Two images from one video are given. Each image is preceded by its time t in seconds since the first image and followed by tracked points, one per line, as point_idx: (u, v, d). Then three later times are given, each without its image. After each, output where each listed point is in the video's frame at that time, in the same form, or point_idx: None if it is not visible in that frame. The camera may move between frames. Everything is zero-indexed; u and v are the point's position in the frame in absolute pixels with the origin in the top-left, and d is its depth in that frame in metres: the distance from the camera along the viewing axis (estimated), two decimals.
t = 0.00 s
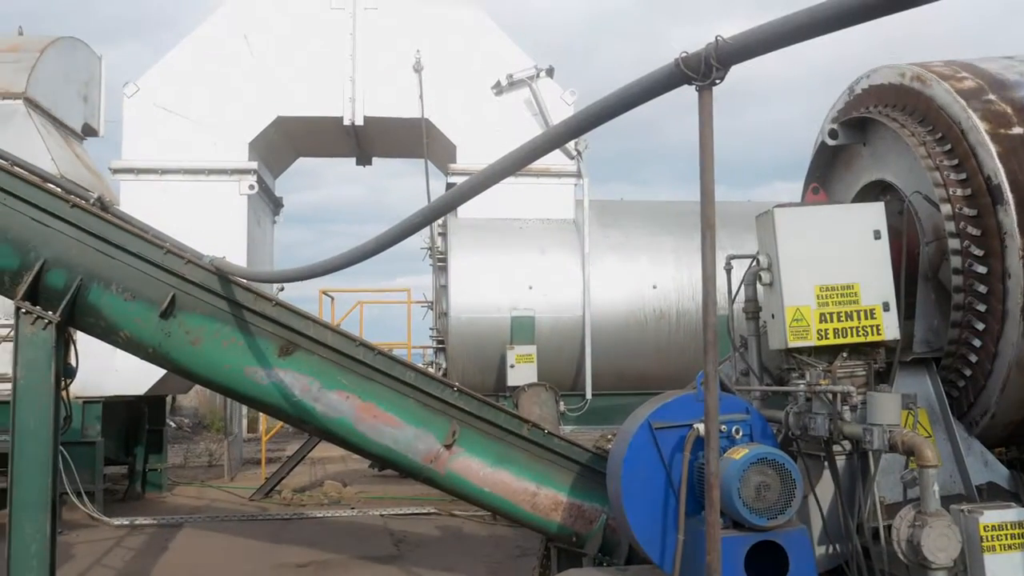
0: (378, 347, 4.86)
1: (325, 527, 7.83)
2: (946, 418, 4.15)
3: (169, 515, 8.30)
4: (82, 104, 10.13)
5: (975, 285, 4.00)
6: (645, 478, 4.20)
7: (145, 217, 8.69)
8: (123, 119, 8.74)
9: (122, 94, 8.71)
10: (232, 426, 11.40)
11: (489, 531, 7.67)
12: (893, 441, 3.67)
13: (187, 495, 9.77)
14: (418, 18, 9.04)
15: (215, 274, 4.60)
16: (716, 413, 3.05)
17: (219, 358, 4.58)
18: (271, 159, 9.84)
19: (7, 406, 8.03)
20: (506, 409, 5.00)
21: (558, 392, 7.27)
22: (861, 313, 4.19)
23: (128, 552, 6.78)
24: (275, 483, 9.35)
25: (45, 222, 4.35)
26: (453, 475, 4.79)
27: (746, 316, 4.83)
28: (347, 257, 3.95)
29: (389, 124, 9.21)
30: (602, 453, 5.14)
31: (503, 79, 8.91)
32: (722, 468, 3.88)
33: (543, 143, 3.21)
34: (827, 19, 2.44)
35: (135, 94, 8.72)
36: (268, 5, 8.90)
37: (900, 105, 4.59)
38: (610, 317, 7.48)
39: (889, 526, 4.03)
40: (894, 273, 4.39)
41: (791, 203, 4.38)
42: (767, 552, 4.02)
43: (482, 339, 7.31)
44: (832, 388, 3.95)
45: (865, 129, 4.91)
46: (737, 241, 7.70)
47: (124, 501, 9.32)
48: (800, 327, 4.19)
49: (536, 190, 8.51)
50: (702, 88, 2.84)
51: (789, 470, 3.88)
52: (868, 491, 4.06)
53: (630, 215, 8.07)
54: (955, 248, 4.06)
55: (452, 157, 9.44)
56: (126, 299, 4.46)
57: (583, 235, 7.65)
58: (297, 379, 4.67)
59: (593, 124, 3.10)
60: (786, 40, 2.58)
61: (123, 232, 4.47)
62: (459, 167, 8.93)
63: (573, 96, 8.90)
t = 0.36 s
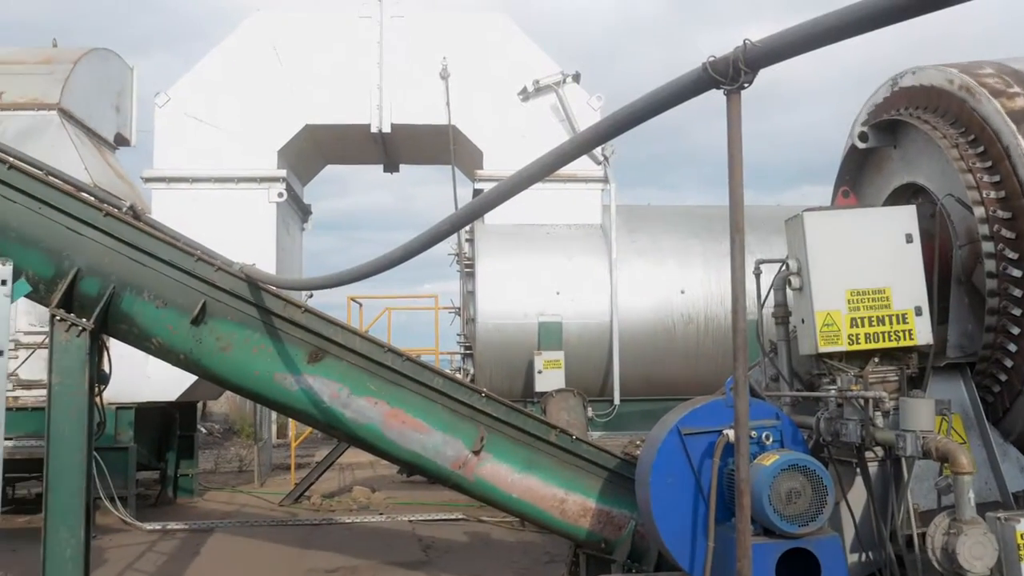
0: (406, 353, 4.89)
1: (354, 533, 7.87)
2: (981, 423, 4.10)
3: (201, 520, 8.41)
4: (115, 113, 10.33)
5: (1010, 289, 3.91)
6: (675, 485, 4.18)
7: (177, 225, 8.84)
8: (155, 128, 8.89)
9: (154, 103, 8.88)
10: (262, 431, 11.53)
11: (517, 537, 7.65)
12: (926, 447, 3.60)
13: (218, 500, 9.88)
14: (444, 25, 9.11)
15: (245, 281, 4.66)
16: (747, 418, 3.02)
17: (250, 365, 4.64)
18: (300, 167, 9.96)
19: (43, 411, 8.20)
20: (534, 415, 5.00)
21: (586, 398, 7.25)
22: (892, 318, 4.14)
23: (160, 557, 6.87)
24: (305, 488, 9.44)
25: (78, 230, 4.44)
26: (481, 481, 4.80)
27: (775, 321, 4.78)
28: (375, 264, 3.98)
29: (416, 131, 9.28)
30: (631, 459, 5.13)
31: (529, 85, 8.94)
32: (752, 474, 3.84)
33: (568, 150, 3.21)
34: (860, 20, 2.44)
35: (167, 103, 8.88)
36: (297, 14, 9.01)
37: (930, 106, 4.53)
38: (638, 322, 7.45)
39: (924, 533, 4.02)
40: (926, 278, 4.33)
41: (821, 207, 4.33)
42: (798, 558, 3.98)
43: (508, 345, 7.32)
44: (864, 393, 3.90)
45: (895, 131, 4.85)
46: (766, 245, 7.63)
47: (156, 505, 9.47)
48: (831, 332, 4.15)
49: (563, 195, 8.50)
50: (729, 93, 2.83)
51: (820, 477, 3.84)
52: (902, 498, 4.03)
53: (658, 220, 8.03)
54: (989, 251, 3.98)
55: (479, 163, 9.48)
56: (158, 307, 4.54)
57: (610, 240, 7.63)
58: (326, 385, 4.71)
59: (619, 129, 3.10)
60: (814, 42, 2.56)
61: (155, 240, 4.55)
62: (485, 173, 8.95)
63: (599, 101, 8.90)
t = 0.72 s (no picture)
0: (434, 358, 4.92)
1: (383, 537, 7.92)
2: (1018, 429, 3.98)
3: (232, 524, 8.51)
4: (146, 122, 10.52)
5: None
6: (704, 490, 4.15)
7: (208, 232, 8.97)
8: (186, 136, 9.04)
9: (185, 112, 9.03)
10: (292, 436, 11.65)
11: (546, 542, 7.65)
12: (961, 452, 3.52)
13: (249, 505, 10.00)
14: (471, 32, 9.15)
15: (275, 287, 4.73)
16: (778, 423, 2.99)
17: (280, 370, 4.70)
18: (328, 174, 10.06)
19: (77, 416, 8.37)
20: (562, 420, 5.00)
21: (614, 403, 7.23)
22: (925, 321, 4.07)
23: (191, 561, 6.96)
24: (334, 492, 9.51)
25: (112, 238, 4.51)
26: (509, 486, 4.81)
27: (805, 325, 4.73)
28: (402, 270, 4.01)
29: (443, 137, 9.33)
30: (659, 465, 5.11)
31: (556, 90, 8.95)
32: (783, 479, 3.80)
33: (594, 155, 3.21)
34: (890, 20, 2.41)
35: (197, 112, 9.03)
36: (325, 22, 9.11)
37: (963, 107, 4.45)
38: (665, 327, 7.40)
39: (958, 540, 3.95)
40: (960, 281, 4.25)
41: (852, 209, 4.28)
42: (830, 564, 3.93)
43: (536, 350, 7.32)
44: (896, 398, 3.85)
45: (927, 132, 4.77)
46: (796, 248, 7.55)
47: (188, 510, 9.61)
48: (863, 336, 4.09)
49: (590, 200, 8.48)
50: (758, 95, 2.81)
51: (852, 483, 3.79)
52: (936, 504, 3.98)
53: (685, 224, 7.98)
54: None
55: (506, 168, 9.50)
56: (190, 313, 4.61)
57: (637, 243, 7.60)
58: (355, 390, 4.75)
59: (647, 132, 3.10)
60: (845, 43, 2.55)
61: (186, 247, 4.63)
62: (512, 178, 8.97)
63: (626, 105, 8.88)
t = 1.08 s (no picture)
0: (464, 362, 4.93)
1: (414, 541, 7.95)
2: None
3: (265, 527, 8.61)
4: (179, 130, 10.71)
5: None
6: (737, 495, 4.11)
7: (240, 238, 9.09)
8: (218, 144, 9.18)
9: (218, 120, 9.17)
10: (324, 440, 11.76)
11: (576, 547, 7.63)
12: (1000, 457, 3.44)
13: (281, 508, 10.10)
14: (498, 36, 9.19)
15: (305, 292, 4.78)
16: (811, 428, 2.96)
17: (311, 375, 4.75)
18: (358, 179, 10.15)
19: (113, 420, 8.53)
20: (592, 424, 4.98)
21: (645, 407, 7.19)
22: (962, 324, 4.00)
23: (225, 564, 7.06)
24: (365, 496, 9.58)
25: (147, 245, 4.59)
26: (540, 491, 4.81)
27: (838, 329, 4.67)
28: (432, 276, 4.04)
29: (472, 141, 9.37)
30: (691, 469, 5.08)
31: (584, 94, 8.95)
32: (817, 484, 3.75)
33: (623, 159, 3.20)
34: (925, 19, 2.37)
35: (229, 119, 9.16)
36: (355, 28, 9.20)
37: (999, 105, 4.37)
38: (696, 331, 7.35)
39: (998, 547, 3.86)
40: (997, 282, 4.16)
41: (885, 211, 4.22)
42: (866, 571, 3.86)
43: (565, 353, 7.31)
44: (932, 402, 3.78)
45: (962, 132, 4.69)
46: (828, 250, 7.45)
47: (222, 513, 9.73)
48: (897, 339, 4.03)
49: (619, 203, 8.46)
50: (789, 97, 2.79)
51: (888, 488, 3.73)
52: (975, 510, 3.91)
53: (716, 226, 7.92)
54: None
55: (534, 173, 9.52)
56: (222, 318, 4.68)
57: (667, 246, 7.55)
58: (385, 395, 4.79)
59: (677, 136, 3.09)
60: (879, 42, 2.51)
61: (219, 253, 4.70)
62: (541, 182, 8.96)
63: (655, 108, 8.85)
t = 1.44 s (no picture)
0: (496, 367, 4.94)
1: (447, 545, 7.97)
2: None
3: (299, 531, 8.69)
4: (213, 138, 10.89)
5: None
6: (772, 500, 4.05)
7: (274, 244, 9.20)
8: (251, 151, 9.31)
9: (251, 128, 9.29)
10: (357, 444, 11.84)
11: (610, 552, 7.58)
12: None
13: (315, 512, 10.19)
14: (527, 40, 9.20)
15: (339, 298, 4.83)
16: (848, 432, 2.90)
17: (345, 379, 4.79)
18: (389, 185, 10.22)
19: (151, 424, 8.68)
20: (625, 428, 4.97)
21: (678, 411, 7.12)
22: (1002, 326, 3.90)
23: (261, 566, 7.14)
24: (398, 500, 9.62)
25: (183, 252, 4.67)
26: (573, 495, 4.79)
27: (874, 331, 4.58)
28: (462, 281, 4.05)
29: (501, 145, 9.39)
30: (725, 474, 5.04)
31: (614, 97, 8.92)
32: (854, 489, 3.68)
33: (653, 163, 3.18)
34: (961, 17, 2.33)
35: (261, 126, 9.28)
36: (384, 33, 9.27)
37: None
38: (729, 334, 7.27)
39: None
40: None
41: (922, 211, 4.14)
42: None
43: (597, 357, 7.28)
44: (973, 405, 3.67)
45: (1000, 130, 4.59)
46: (864, 252, 7.32)
47: (257, 517, 9.79)
48: (936, 341, 3.95)
49: (650, 205, 8.40)
50: (823, 97, 2.76)
51: (927, 493, 3.65)
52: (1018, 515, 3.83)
53: (749, 228, 7.82)
54: None
55: (565, 176, 9.51)
56: (257, 324, 4.73)
57: (699, 249, 7.48)
58: (418, 399, 4.81)
59: (709, 138, 3.06)
60: (912, 40, 2.47)
61: (254, 260, 4.77)
62: (571, 186, 8.93)
63: (685, 109, 8.78)
